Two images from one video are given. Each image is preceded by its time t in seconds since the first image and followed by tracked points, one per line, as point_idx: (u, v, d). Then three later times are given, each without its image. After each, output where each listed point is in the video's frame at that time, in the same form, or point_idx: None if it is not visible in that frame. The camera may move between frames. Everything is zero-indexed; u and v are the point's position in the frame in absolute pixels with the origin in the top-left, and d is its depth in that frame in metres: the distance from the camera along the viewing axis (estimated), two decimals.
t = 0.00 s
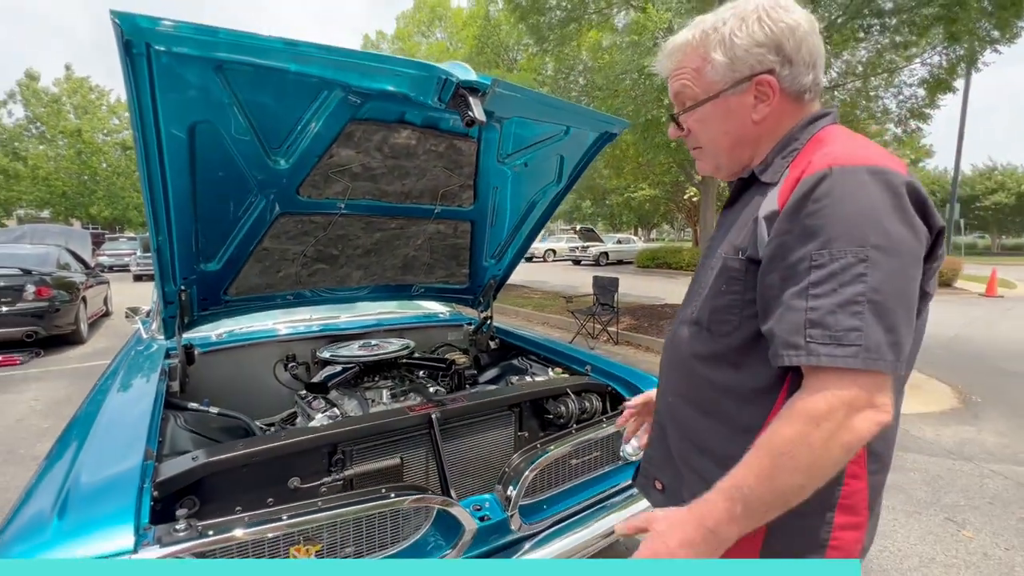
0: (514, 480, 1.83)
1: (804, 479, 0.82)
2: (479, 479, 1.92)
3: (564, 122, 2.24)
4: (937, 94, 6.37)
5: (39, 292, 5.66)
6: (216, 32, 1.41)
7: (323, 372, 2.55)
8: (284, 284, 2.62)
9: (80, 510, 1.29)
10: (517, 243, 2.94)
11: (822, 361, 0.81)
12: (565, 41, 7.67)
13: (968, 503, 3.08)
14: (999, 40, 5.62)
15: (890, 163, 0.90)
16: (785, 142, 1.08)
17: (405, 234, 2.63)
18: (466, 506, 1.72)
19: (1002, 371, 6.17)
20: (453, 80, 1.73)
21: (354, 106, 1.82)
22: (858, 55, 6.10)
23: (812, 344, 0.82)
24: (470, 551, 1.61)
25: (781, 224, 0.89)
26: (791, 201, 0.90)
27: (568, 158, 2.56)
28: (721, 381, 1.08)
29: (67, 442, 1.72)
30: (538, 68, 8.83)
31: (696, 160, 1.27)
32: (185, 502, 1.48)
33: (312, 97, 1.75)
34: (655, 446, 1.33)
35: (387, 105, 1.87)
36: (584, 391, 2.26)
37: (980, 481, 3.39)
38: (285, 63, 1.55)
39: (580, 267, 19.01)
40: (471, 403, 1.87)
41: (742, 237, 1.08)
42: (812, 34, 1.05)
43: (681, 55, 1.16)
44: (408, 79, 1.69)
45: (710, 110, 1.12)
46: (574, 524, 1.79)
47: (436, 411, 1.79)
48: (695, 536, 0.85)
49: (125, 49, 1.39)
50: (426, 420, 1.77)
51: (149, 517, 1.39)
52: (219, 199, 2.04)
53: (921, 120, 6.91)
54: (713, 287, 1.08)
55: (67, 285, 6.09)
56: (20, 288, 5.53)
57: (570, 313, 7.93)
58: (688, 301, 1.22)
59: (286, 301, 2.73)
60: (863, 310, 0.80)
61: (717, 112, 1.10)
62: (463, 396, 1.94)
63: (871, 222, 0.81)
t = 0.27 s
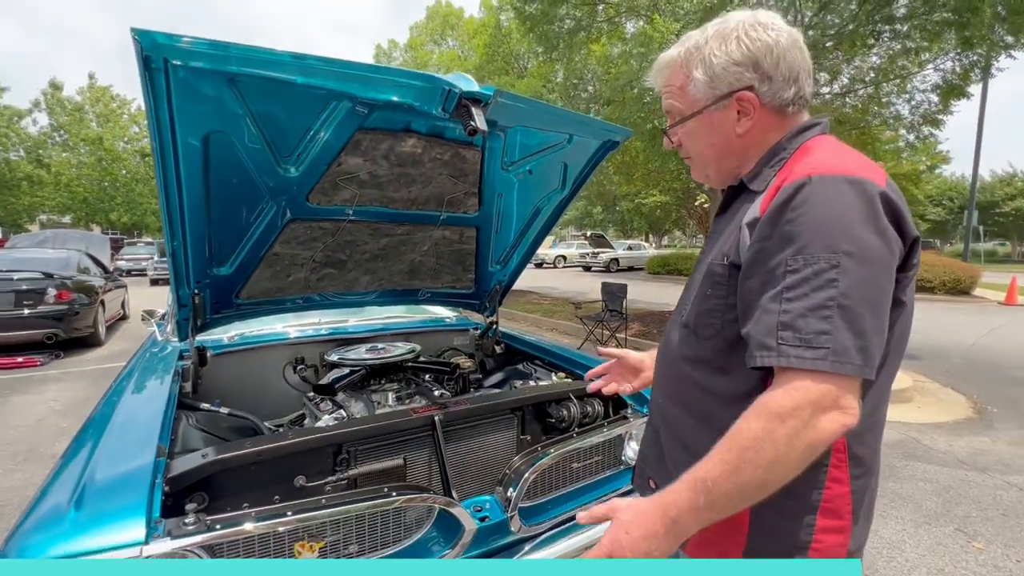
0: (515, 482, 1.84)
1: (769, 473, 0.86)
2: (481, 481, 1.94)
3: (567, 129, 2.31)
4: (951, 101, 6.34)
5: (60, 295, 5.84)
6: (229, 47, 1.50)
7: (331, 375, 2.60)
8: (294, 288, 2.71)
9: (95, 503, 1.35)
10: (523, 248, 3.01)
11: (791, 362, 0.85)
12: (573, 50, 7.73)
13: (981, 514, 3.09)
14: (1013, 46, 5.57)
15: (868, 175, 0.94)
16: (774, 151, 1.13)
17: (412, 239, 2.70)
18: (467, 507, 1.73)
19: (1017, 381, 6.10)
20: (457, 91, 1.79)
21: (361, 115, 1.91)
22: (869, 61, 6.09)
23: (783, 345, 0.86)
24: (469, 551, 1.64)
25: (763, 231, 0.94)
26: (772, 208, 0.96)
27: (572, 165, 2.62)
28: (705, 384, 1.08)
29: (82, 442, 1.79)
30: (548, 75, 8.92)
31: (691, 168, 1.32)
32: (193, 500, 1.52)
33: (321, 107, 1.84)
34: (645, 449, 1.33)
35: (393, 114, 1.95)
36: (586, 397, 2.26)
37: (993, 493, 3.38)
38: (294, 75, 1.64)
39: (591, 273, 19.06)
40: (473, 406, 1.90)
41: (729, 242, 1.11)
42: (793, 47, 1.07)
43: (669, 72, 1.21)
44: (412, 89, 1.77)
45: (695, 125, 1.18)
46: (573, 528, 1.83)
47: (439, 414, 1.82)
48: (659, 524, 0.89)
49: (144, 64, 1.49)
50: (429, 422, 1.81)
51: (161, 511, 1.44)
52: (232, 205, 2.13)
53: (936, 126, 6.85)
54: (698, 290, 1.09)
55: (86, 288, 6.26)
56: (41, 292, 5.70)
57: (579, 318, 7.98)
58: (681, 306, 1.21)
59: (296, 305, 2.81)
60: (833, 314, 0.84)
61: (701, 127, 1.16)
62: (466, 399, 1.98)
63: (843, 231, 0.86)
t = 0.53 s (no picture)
0: (520, 485, 1.88)
1: (776, 486, 0.89)
2: (487, 483, 1.96)
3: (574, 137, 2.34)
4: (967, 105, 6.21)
5: (80, 299, 5.99)
6: (245, 60, 1.57)
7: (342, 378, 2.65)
8: (305, 292, 2.77)
9: (114, 499, 1.42)
10: (531, 253, 3.04)
11: (787, 372, 0.87)
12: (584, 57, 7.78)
13: (998, 526, 3.07)
14: None
15: (864, 185, 0.95)
16: (771, 159, 1.13)
17: (422, 245, 2.77)
18: (472, 510, 1.80)
19: None
20: (464, 101, 1.86)
21: (371, 125, 1.97)
22: (883, 67, 6.06)
23: (779, 355, 0.88)
24: (476, 552, 1.68)
25: (758, 241, 0.96)
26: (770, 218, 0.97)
27: (579, 172, 2.66)
28: (705, 392, 1.08)
29: (102, 441, 1.86)
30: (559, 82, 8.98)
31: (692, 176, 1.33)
32: (204, 499, 1.57)
33: (333, 117, 1.91)
34: (645, 454, 1.33)
35: (403, 124, 2.01)
36: (592, 401, 2.30)
37: (1011, 505, 3.36)
38: (307, 87, 1.70)
39: (602, 279, 19.05)
40: (481, 410, 1.94)
41: (726, 248, 1.09)
42: (789, 54, 1.09)
43: (669, 80, 1.24)
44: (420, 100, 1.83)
45: (694, 131, 1.20)
46: (579, 534, 1.86)
47: (446, 418, 1.87)
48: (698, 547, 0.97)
49: (164, 77, 1.56)
50: (436, 426, 1.85)
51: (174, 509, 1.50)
52: (246, 212, 2.20)
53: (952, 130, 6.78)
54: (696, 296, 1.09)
55: (105, 292, 6.42)
56: (62, 295, 5.86)
57: (589, 324, 8.00)
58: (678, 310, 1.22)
59: (308, 309, 2.88)
60: (828, 325, 0.86)
61: (699, 132, 1.17)
62: (473, 403, 2.02)
63: (839, 241, 0.88)
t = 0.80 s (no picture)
0: (528, 487, 1.93)
1: (794, 492, 0.92)
2: (495, 487, 2.02)
3: (581, 143, 2.40)
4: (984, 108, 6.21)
5: (100, 302, 6.15)
6: (265, 74, 1.66)
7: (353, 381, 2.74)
8: (319, 297, 2.86)
9: (137, 496, 1.49)
10: (541, 258, 3.10)
11: (794, 377, 0.91)
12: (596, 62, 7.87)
13: (1014, 536, 3.08)
14: None
15: (856, 192, 1.00)
16: (766, 168, 1.18)
17: (433, 251, 2.84)
18: (481, 511, 1.84)
19: None
20: (473, 111, 1.94)
21: (383, 134, 2.05)
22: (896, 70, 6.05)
23: (785, 360, 0.92)
24: (483, 553, 1.73)
25: (758, 248, 1.00)
26: (766, 226, 1.01)
27: (587, 178, 2.72)
28: (705, 396, 1.11)
29: (122, 442, 1.93)
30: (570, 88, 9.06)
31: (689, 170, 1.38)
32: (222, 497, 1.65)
33: (347, 128, 1.99)
34: (646, 457, 1.36)
35: (414, 133, 2.09)
36: (601, 406, 2.35)
37: None
38: (323, 98, 1.78)
39: (612, 285, 19.08)
40: (489, 413, 2.00)
41: (723, 255, 1.13)
42: (792, 71, 1.12)
43: (680, 74, 1.29)
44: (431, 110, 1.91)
45: (690, 128, 1.26)
46: (586, 536, 1.91)
47: (456, 420, 1.92)
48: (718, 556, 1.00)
49: (188, 91, 1.65)
50: (446, 428, 1.91)
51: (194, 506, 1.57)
52: (262, 219, 2.29)
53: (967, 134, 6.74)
54: (695, 302, 1.13)
55: (124, 295, 6.58)
56: (84, 299, 6.01)
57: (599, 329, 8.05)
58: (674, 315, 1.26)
59: (321, 313, 2.96)
60: (832, 329, 0.90)
61: (693, 129, 1.23)
62: (483, 406, 2.08)
63: (838, 248, 0.92)
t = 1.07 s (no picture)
0: (535, 485, 1.98)
1: (767, 474, 0.98)
2: (503, 484, 2.08)
3: (588, 149, 2.48)
4: (997, 110, 6.18)
5: (119, 305, 6.31)
6: (283, 85, 1.76)
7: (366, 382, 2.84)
8: (333, 299, 2.96)
9: (161, 488, 1.50)
10: (549, 261, 3.18)
11: (773, 366, 0.99)
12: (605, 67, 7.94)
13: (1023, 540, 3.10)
14: None
15: (836, 198, 1.08)
16: (756, 173, 1.25)
17: (443, 254, 2.93)
18: (490, 508, 1.90)
19: None
20: (483, 118, 2.01)
21: (395, 142, 2.14)
22: (908, 72, 6.05)
23: (765, 351, 1.00)
24: (490, 549, 1.79)
25: (744, 248, 1.08)
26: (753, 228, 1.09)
27: (594, 183, 2.80)
28: (693, 386, 1.19)
29: (143, 441, 1.95)
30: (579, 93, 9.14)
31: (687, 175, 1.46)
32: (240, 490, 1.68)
33: (360, 136, 2.09)
34: (639, 448, 1.43)
35: (424, 140, 2.18)
36: (607, 406, 2.40)
37: None
38: (337, 108, 1.88)
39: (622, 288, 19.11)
40: (498, 413, 2.06)
41: (713, 255, 1.22)
42: (780, 81, 1.19)
43: (678, 84, 1.37)
44: (441, 118, 2.00)
45: (686, 135, 1.33)
46: (590, 535, 1.98)
47: (464, 419, 1.99)
48: (685, 537, 1.04)
49: (210, 102, 1.75)
50: (455, 427, 1.97)
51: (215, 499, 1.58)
52: (279, 224, 2.39)
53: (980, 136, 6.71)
54: (685, 298, 1.21)
55: (142, 299, 6.75)
56: (103, 302, 6.17)
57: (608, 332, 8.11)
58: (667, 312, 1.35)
59: (334, 315, 3.07)
60: (808, 322, 0.98)
61: (689, 136, 1.31)
62: (492, 406, 2.16)
63: (816, 249, 1.00)
